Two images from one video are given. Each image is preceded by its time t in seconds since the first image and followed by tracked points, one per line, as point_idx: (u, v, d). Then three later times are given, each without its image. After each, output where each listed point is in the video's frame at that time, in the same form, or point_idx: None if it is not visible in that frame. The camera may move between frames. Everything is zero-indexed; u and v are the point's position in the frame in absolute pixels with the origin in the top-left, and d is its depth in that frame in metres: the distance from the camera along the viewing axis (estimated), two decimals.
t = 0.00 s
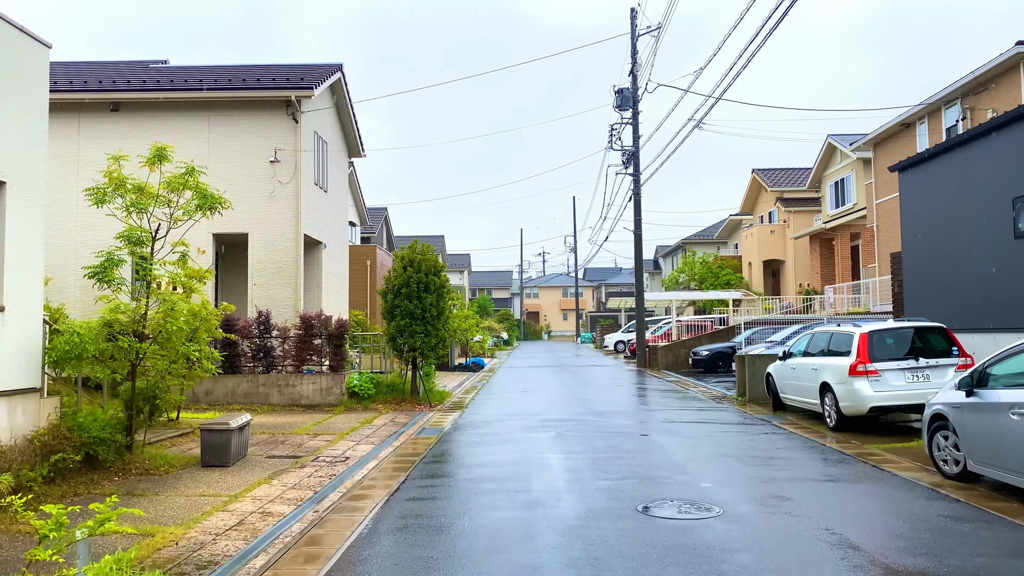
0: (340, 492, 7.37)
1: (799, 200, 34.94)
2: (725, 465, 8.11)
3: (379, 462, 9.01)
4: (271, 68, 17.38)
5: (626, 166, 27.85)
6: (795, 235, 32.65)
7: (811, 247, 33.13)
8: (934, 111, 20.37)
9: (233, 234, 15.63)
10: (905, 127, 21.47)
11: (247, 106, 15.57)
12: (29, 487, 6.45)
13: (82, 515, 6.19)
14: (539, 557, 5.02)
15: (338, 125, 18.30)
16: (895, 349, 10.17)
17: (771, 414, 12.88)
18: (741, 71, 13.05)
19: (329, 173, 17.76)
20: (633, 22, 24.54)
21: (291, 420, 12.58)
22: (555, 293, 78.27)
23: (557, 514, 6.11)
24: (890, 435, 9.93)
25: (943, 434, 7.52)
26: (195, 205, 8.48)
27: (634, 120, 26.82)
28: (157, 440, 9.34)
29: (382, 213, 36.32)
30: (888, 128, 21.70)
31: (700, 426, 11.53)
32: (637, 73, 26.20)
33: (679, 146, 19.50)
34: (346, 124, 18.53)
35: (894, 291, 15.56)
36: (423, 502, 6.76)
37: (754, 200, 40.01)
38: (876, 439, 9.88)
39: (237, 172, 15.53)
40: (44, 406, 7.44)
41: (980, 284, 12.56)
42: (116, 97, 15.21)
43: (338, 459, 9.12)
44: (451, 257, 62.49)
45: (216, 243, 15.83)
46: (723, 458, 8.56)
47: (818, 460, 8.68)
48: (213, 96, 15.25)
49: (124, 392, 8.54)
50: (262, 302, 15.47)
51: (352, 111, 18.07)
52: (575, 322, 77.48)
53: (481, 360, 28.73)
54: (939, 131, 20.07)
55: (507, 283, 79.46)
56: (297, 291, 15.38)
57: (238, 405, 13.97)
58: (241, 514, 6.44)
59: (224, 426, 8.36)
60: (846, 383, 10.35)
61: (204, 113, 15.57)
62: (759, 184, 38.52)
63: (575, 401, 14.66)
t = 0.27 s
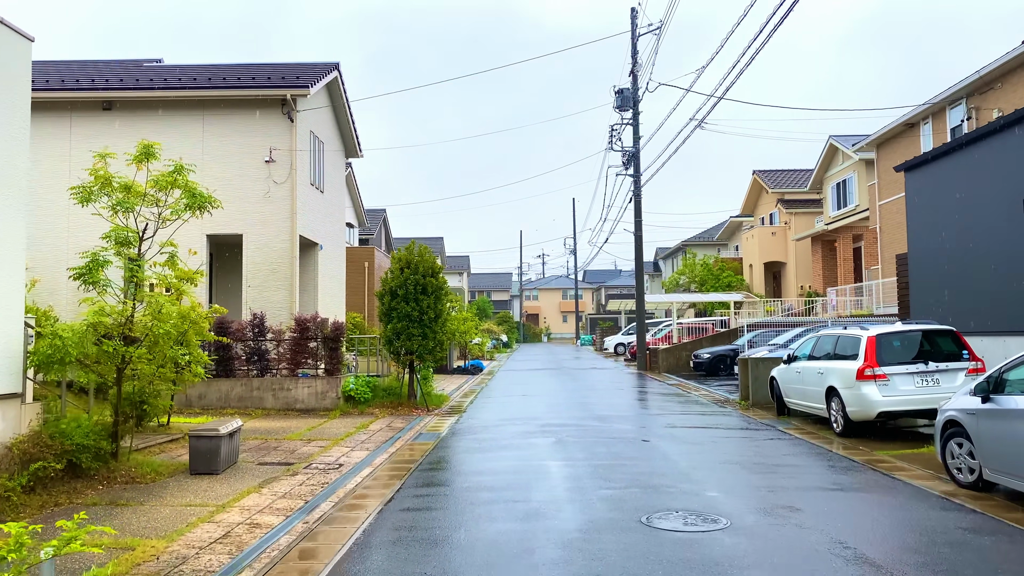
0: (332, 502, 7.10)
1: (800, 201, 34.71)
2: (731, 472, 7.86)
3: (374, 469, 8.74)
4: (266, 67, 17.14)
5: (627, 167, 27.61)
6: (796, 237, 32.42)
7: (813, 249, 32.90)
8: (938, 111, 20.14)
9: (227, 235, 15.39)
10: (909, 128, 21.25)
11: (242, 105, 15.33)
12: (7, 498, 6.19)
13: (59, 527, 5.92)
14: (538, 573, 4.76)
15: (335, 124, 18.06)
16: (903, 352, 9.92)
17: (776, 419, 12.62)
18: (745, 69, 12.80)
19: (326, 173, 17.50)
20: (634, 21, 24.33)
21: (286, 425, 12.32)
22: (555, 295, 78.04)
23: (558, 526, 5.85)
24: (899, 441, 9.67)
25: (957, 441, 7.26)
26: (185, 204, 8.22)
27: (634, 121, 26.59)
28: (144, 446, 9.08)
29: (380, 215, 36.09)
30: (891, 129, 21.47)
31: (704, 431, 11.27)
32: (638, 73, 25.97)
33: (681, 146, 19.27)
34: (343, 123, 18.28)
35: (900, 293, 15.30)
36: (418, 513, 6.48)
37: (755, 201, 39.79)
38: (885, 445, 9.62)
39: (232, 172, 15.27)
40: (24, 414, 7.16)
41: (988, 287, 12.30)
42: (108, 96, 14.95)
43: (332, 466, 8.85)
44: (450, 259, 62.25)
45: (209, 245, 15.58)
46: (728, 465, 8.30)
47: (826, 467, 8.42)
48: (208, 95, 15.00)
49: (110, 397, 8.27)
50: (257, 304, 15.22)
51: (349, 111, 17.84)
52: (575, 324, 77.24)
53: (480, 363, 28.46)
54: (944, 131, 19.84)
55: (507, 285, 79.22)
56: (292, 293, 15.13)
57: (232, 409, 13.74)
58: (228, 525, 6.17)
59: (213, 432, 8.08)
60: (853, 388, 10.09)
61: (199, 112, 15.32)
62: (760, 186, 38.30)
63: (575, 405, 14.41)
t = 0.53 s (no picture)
0: (325, 508, 6.81)
1: (802, 202, 34.48)
2: (738, 478, 7.58)
3: (369, 474, 8.46)
4: (262, 64, 16.90)
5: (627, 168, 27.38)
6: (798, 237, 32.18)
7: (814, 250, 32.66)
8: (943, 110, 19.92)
9: (222, 234, 15.13)
10: (913, 127, 21.02)
11: (237, 102, 15.09)
12: None
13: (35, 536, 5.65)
14: None
15: (332, 123, 17.81)
16: (913, 354, 9.64)
17: (781, 421, 12.34)
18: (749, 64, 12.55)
19: (322, 172, 17.25)
20: (634, 20, 24.11)
21: (280, 428, 12.07)
22: (555, 296, 77.80)
23: (559, 534, 5.58)
24: (909, 445, 9.39)
25: (973, 445, 7.00)
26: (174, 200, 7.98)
27: (634, 121, 26.37)
28: (132, 450, 8.81)
29: (378, 216, 35.83)
30: (895, 127, 21.23)
31: (708, 434, 11.00)
32: (638, 73, 25.74)
33: (682, 145, 19.03)
34: (340, 122, 18.04)
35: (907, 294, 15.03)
36: (414, 520, 6.20)
37: (756, 202, 39.57)
38: (895, 449, 9.34)
39: (226, 171, 15.02)
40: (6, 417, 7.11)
41: (998, 286, 12.01)
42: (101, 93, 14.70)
43: (326, 470, 8.58)
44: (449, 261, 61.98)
45: (204, 244, 15.31)
46: (735, 470, 8.03)
47: (836, 472, 8.15)
48: (202, 92, 14.75)
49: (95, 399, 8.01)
50: (251, 305, 14.96)
51: (346, 109, 17.59)
52: (574, 326, 76.97)
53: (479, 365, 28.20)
54: (949, 130, 19.60)
55: (507, 287, 78.99)
56: (288, 293, 14.87)
57: (226, 412, 13.50)
58: (214, 534, 5.90)
59: (203, 436, 7.82)
60: (861, 390, 9.82)
61: (193, 109, 15.07)
62: (761, 187, 38.06)
63: (575, 408, 14.13)
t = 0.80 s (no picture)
0: (317, 518, 6.55)
1: (803, 203, 34.26)
2: (745, 486, 7.33)
3: (364, 481, 8.20)
4: (258, 62, 16.67)
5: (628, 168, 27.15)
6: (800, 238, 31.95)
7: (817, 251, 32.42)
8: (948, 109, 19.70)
9: (217, 235, 14.88)
10: (917, 126, 20.80)
11: (232, 100, 14.85)
12: None
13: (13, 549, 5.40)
14: None
15: (329, 121, 17.58)
16: (924, 357, 9.39)
17: (786, 426, 12.10)
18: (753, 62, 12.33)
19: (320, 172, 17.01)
20: (635, 18, 23.90)
21: (274, 432, 11.82)
22: (555, 298, 77.55)
23: (561, 547, 5.32)
24: (919, 450, 9.14)
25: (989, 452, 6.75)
26: (164, 198, 7.75)
27: (635, 121, 26.15)
28: (120, 457, 8.56)
29: (377, 217, 35.59)
30: (899, 127, 21.01)
31: (712, 439, 10.74)
32: (639, 72, 25.52)
33: (684, 145, 18.80)
34: (338, 122, 17.82)
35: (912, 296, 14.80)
36: (410, 532, 5.94)
37: (758, 204, 39.35)
38: (905, 455, 9.10)
39: (221, 170, 14.78)
40: None
41: (1007, 288, 11.77)
42: (94, 91, 14.46)
43: (320, 477, 8.33)
44: (449, 262, 61.74)
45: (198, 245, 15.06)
46: (742, 477, 7.77)
47: (846, 479, 7.90)
48: (196, 90, 14.51)
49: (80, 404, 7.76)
50: (247, 307, 14.70)
51: (344, 108, 17.37)
52: (574, 327, 76.72)
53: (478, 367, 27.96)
54: (954, 129, 19.38)
55: (507, 288, 78.76)
56: (283, 295, 14.62)
57: (220, 416, 13.25)
58: (200, 546, 5.65)
59: (192, 442, 7.56)
60: (870, 395, 9.57)
61: (188, 108, 14.83)
62: (762, 187, 37.84)
63: (576, 411, 13.88)
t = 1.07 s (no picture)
0: (308, 526, 6.28)
1: (805, 204, 34.02)
2: (752, 491, 7.08)
3: (358, 486, 7.92)
4: (254, 59, 16.44)
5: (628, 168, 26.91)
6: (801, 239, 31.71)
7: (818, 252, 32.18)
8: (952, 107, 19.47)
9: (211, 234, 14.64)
10: (921, 125, 20.57)
11: (227, 97, 14.62)
12: None
13: None
14: None
15: (326, 120, 17.34)
16: (935, 358, 9.13)
17: (791, 429, 11.84)
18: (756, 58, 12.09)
19: (316, 171, 16.76)
20: (636, 17, 23.66)
21: (268, 436, 11.55)
22: (554, 300, 77.30)
23: (562, 558, 5.06)
24: (930, 455, 8.88)
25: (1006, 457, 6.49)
26: (151, 195, 7.49)
27: (636, 120, 25.90)
28: (106, 461, 8.29)
29: (376, 218, 35.33)
30: (903, 126, 20.79)
31: (716, 442, 10.48)
32: (640, 71, 25.31)
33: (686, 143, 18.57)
34: (335, 120, 17.58)
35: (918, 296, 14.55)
36: (404, 541, 5.67)
37: (758, 204, 39.12)
38: (915, 459, 8.84)
39: (215, 169, 14.53)
40: None
41: (1016, 288, 11.52)
42: (86, 88, 14.21)
43: (313, 482, 8.07)
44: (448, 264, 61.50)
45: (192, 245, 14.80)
46: (749, 483, 7.52)
47: (856, 485, 7.64)
48: (190, 86, 14.26)
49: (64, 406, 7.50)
50: (241, 307, 14.44)
51: (341, 106, 17.14)
52: (574, 329, 76.44)
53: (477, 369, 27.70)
54: (959, 128, 19.14)
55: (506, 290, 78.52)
56: (278, 295, 14.36)
57: (213, 418, 12.99)
58: (184, 556, 5.38)
59: (179, 446, 7.31)
60: (879, 397, 9.31)
61: (181, 105, 14.59)
62: (763, 188, 37.61)
63: (577, 414, 13.62)
